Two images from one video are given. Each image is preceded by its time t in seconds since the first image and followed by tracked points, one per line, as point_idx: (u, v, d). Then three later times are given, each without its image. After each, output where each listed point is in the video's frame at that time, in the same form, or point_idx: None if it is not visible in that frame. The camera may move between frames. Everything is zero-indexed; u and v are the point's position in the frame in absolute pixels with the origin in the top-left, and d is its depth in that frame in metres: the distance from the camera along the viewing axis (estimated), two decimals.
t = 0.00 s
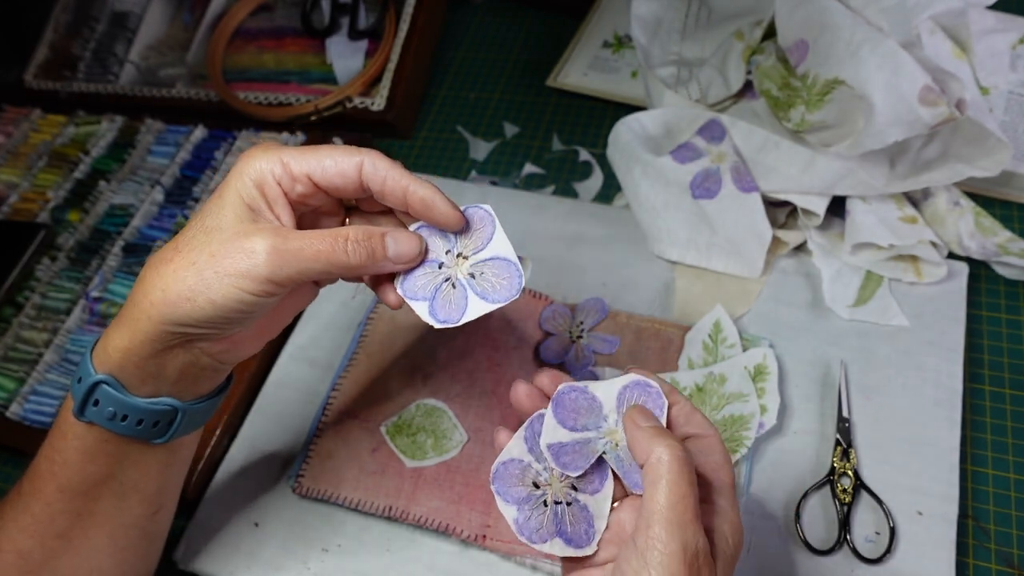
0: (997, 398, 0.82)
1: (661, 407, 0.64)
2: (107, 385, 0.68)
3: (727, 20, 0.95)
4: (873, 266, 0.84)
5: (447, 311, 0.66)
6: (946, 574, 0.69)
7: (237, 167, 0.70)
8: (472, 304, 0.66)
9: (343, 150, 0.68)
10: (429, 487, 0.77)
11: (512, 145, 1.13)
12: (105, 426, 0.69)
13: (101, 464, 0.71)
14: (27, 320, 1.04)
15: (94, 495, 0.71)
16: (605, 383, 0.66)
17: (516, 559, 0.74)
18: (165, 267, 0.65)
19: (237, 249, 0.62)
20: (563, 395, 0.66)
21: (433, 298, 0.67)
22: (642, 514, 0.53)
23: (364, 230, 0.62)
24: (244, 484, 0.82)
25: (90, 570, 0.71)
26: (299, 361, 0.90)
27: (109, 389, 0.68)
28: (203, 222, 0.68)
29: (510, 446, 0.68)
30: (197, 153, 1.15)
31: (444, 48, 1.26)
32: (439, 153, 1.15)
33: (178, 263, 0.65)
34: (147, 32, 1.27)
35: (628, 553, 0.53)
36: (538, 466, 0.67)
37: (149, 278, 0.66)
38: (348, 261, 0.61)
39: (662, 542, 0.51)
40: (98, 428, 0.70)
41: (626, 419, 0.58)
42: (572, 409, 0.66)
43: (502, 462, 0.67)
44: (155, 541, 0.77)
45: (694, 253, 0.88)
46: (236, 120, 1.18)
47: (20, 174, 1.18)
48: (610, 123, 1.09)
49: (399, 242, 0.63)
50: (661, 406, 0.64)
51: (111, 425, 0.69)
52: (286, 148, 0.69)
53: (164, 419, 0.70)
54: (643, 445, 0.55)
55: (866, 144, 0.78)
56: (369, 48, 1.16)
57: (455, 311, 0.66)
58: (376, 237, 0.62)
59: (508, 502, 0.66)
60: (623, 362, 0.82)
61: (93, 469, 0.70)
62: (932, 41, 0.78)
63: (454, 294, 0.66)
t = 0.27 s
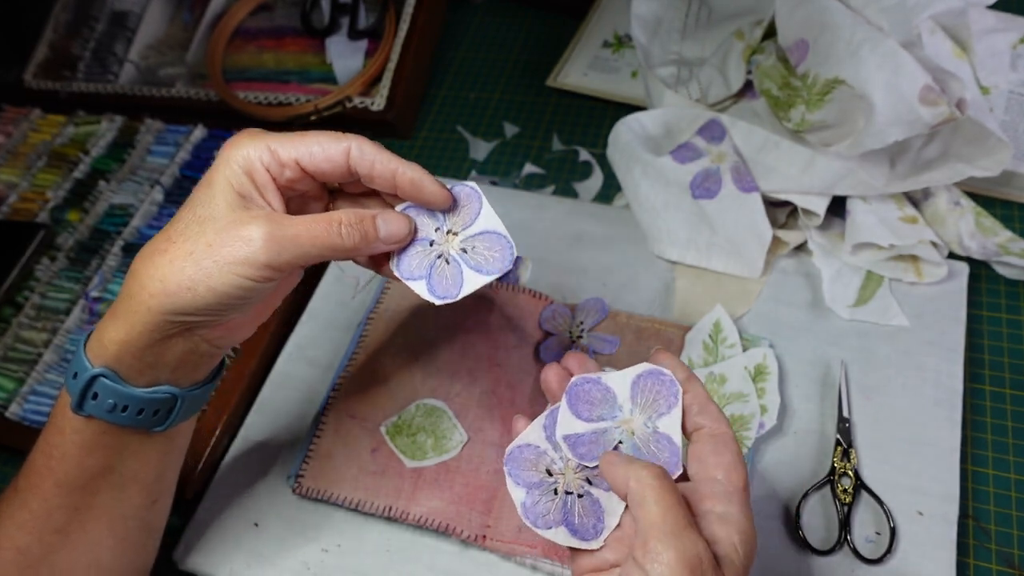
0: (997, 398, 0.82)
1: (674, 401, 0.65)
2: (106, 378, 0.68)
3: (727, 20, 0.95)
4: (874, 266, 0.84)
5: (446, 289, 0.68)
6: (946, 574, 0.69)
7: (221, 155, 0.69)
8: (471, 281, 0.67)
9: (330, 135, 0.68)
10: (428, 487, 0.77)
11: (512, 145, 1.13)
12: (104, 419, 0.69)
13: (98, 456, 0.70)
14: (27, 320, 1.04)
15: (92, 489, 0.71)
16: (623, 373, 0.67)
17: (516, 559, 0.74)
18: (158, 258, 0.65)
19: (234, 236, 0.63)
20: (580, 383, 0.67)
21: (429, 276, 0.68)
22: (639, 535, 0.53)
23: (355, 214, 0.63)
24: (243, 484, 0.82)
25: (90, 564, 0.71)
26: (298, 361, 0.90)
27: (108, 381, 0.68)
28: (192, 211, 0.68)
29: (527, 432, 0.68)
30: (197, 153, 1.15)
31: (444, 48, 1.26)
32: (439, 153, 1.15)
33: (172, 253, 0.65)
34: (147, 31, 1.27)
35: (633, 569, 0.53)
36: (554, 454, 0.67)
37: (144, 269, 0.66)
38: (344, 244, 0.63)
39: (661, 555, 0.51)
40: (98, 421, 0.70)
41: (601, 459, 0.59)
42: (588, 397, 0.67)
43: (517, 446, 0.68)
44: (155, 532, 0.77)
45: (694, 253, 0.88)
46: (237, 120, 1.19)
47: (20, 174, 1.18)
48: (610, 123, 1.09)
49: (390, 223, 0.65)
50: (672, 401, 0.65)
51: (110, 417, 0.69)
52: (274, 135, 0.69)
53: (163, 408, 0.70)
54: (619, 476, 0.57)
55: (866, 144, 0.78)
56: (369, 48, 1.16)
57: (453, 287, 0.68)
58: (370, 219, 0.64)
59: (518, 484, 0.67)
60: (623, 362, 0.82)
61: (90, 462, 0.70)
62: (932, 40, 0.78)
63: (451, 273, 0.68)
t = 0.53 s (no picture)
0: (998, 398, 0.82)
1: (681, 395, 0.68)
2: (92, 372, 0.68)
3: (727, 20, 0.95)
4: (874, 266, 0.84)
5: (432, 287, 0.65)
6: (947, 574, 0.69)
7: (215, 146, 0.72)
8: (456, 280, 0.65)
9: (313, 129, 0.71)
10: (428, 487, 0.77)
11: (512, 145, 1.13)
12: (89, 415, 0.69)
13: (89, 455, 0.70)
14: (27, 320, 1.04)
15: (84, 489, 0.71)
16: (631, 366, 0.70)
17: (517, 559, 0.74)
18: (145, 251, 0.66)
19: (214, 227, 0.63)
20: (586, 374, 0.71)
21: (415, 277, 0.66)
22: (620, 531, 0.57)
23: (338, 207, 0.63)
24: (243, 485, 0.82)
25: (81, 567, 0.71)
26: (298, 361, 0.90)
27: (94, 375, 0.68)
28: (183, 204, 0.70)
29: (532, 418, 0.72)
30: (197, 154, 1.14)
31: (444, 48, 1.26)
32: (439, 153, 1.15)
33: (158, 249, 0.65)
34: (146, 31, 1.26)
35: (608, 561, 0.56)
36: (557, 441, 0.71)
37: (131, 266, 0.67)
38: (325, 240, 0.62)
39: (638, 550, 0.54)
40: (84, 417, 0.70)
41: (605, 447, 0.64)
42: (599, 389, 0.70)
43: (520, 431, 0.71)
44: (149, 537, 0.76)
45: (695, 253, 0.88)
46: (236, 120, 1.18)
47: (19, 173, 1.18)
48: (611, 123, 1.09)
49: (375, 219, 0.64)
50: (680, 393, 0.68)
51: (95, 413, 0.69)
52: (260, 128, 0.72)
53: (147, 407, 0.70)
54: (613, 469, 0.61)
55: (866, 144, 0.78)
56: (369, 48, 1.16)
57: (436, 288, 0.65)
58: (354, 217, 0.63)
59: (519, 468, 0.70)
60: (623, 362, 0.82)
61: (81, 460, 0.70)
62: (932, 41, 0.77)
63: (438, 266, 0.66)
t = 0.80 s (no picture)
0: (997, 398, 0.82)
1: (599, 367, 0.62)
2: (172, 469, 0.64)
3: (726, 20, 0.95)
4: (874, 265, 0.84)
5: (550, 449, 0.59)
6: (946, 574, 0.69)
7: (346, 270, 0.63)
8: (582, 442, 0.59)
9: (458, 278, 0.63)
10: (428, 487, 0.77)
11: (512, 145, 1.13)
12: (162, 502, 0.66)
13: (143, 525, 0.68)
14: (28, 320, 1.04)
15: (130, 548, 0.69)
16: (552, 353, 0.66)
17: (516, 559, 0.73)
18: (246, 368, 0.60)
19: (309, 369, 0.57)
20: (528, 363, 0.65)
21: (539, 438, 0.60)
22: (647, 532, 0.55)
23: (461, 363, 0.57)
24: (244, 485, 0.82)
25: None
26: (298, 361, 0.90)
27: (173, 474, 0.64)
28: (301, 322, 0.61)
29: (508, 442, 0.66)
30: (197, 153, 1.14)
31: (444, 49, 1.26)
32: (439, 153, 1.15)
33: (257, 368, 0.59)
34: (147, 31, 1.27)
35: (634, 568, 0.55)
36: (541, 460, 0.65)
37: (232, 379, 0.61)
38: (442, 400, 0.57)
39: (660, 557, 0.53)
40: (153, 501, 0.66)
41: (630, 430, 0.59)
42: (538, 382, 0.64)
43: (507, 452, 0.66)
44: None
45: (694, 253, 0.88)
46: (234, 119, 1.17)
47: (20, 174, 1.18)
48: (611, 123, 1.09)
49: (496, 378, 0.59)
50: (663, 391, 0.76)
51: (168, 502, 0.66)
52: (397, 262, 0.64)
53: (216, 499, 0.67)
54: (647, 462, 0.57)
55: (866, 144, 0.78)
56: (369, 48, 1.16)
57: (563, 451, 0.59)
58: (474, 371, 0.57)
59: (506, 491, 0.64)
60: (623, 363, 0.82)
61: (135, 529, 0.68)
62: (932, 41, 0.78)
63: (557, 437, 0.60)
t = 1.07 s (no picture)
0: (997, 398, 0.82)
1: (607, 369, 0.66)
2: (183, 475, 0.64)
3: (726, 20, 0.95)
4: (874, 266, 0.84)
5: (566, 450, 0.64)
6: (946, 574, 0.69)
7: (354, 278, 0.64)
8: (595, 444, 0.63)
9: (463, 282, 0.65)
10: (429, 487, 0.77)
11: (512, 145, 1.13)
12: (174, 509, 0.66)
13: (150, 529, 0.68)
14: (28, 320, 1.04)
15: (137, 551, 0.69)
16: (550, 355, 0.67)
17: (516, 559, 0.73)
18: (259, 375, 0.61)
19: (321, 376, 0.59)
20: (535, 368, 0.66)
21: (552, 441, 0.64)
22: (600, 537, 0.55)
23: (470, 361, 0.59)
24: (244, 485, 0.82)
25: None
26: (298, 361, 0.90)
27: (185, 480, 0.64)
28: (310, 331, 0.62)
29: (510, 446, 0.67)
30: (197, 153, 1.14)
31: (444, 48, 1.26)
32: (439, 153, 1.15)
33: (269, 375, 0.61)
34: (146, 31, 1.27)
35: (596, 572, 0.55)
36: (538, 467, 0.66)
37: (244, 387, 0.62)
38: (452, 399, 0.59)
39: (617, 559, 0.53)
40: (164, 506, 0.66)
41: (579, 434, 0.59)
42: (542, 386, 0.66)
43: (502, 459, 0.66)
44: None
45: (694, 253, 0.88)
46: (234, 119, 1.17)
47: (20, 174, 1.18)
48: (611, 123, 1.09)
49: (504, 375, 0.60)
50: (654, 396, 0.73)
51: (180, 509, 0.66)
52: (403, 268, 0.65)
53: (228, 504, 0.67)
54: (588, 467, 0.57)
55: (866, 144, 0.78)
56: (369, 48, 1.16)
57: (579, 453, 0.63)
58: (481, 369, 0.59)
59: (501, 498, 0.65)
60: (623, 363, 0.82)
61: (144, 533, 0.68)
62: (932, 41, 0.78)
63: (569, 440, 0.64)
